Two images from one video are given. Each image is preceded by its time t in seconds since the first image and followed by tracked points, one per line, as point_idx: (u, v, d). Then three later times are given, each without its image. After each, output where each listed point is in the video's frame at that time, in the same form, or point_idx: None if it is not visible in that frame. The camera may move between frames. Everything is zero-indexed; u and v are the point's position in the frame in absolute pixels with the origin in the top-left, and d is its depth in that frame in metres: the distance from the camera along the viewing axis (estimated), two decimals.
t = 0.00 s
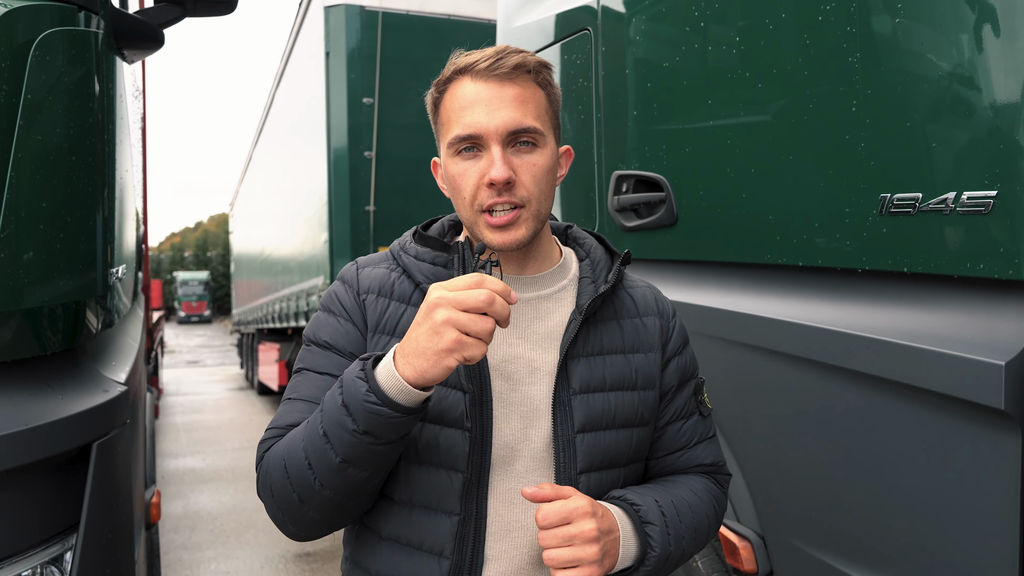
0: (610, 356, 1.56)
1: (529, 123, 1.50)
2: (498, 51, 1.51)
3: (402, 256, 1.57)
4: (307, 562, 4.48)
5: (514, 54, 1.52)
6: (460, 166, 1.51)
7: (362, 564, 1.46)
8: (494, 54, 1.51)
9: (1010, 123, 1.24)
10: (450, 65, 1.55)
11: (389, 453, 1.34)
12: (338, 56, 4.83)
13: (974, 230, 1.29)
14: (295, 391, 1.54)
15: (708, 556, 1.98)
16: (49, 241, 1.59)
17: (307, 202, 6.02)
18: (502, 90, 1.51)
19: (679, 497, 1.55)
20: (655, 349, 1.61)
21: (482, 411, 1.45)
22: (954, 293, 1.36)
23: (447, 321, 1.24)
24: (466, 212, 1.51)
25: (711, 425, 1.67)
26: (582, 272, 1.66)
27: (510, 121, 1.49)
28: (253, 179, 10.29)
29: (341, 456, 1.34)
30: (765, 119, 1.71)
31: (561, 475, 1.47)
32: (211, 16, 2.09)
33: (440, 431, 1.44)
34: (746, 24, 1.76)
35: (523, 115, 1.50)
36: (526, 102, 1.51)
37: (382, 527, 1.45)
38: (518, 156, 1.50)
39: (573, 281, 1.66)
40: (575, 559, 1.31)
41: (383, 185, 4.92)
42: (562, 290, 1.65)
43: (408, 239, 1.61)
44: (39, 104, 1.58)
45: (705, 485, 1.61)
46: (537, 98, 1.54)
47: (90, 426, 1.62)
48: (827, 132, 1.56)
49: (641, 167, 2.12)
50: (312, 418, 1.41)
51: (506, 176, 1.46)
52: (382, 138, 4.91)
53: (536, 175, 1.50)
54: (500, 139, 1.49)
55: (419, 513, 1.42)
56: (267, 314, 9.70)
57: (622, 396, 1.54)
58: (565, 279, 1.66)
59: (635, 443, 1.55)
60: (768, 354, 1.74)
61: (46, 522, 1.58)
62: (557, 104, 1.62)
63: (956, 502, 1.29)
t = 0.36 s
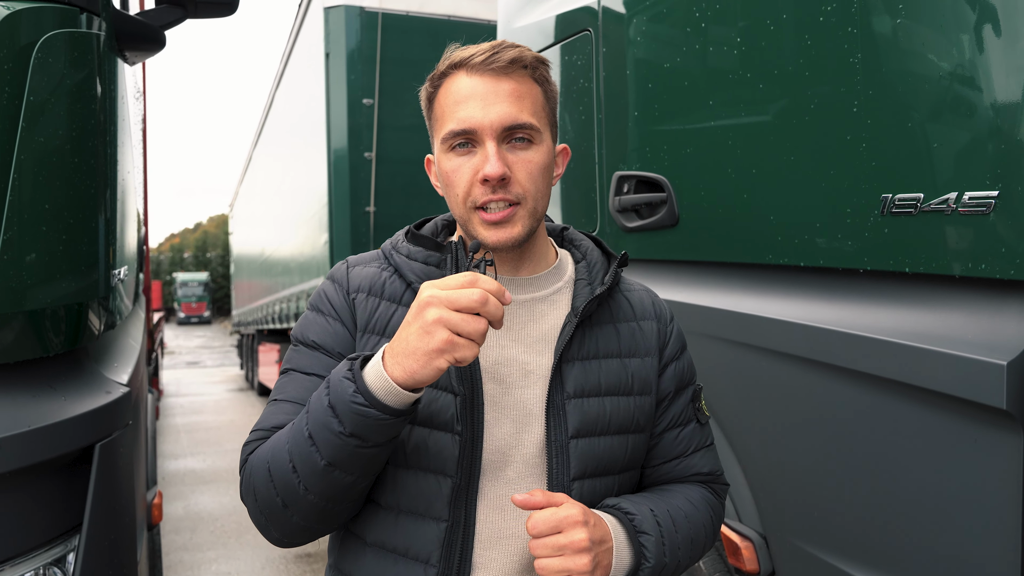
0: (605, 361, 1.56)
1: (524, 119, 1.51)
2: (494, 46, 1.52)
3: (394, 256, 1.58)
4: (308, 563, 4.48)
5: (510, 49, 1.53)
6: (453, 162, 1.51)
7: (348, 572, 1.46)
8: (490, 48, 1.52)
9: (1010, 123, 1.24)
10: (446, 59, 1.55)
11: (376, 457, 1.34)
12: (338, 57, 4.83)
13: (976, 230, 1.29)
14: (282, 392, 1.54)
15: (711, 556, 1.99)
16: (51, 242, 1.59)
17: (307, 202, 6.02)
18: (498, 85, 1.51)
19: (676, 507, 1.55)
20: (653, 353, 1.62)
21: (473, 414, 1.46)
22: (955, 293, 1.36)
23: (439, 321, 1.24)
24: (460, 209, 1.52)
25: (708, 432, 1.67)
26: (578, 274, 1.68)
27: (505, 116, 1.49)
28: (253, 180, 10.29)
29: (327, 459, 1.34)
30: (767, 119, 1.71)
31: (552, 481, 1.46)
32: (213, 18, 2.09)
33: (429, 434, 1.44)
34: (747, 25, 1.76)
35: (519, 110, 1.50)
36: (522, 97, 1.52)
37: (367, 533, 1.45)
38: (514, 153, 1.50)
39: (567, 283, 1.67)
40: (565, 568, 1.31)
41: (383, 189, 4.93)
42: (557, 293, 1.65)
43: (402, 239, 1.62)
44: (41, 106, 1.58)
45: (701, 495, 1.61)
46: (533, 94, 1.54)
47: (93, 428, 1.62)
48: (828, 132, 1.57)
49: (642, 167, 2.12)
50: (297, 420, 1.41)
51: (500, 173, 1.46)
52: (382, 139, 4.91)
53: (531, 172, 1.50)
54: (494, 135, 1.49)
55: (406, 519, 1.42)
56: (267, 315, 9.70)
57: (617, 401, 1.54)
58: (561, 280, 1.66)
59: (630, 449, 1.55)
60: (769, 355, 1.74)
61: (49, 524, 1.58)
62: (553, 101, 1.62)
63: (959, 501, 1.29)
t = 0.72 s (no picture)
0: (605, 360, 1.57)
1: (529, 116, 1.51)
2: (498, 42, 1.52)
3: (390, 255, 1.58)
4: (308, 564, 4.48)
5: (514, 45, 1.53)
6: (455, 158, 1.51)
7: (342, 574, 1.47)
8: (494, 44, 1.52)
9: (1012, 124, 1.24)
10: (449, 55, 1.56)
11: (369, 464, 1.34)
12: (340, 58, 4.83)
13: (978, 231, 1.29)
14: (276, 396, 1.55)
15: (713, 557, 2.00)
16: (54, 243, 1.60)
17: (308, 203, 6.02)
18: (502, 81, 1.51)
19: (680, 510, 1.54)
20: (654, 352, 1.62)
21: (469, 416, 1.47)
22: (957, 294, 1.36)
23: (434, 327, 1.25)
24: (461, 205, 1.51)
25: (713, 432, 1.68)
26: (578, 273, 1.68)
27: (509, 113, 1.49)
28: (254, 181, 10.29)
29: (319, 466, 1.34)
30: (769, 120, 1.72)
31: (552, 482, 1.47)
32: (215, 18, 2.08)
33: (423, 437, 1.44)
34: (749, 26, 1.76)
35: (522, 107, 1.51)
36: (526, 94, 1.52)
37: (361, 537, 1.46)
38: (517, 150, 1.51)
39: (567, 282, 1.67)
40: None
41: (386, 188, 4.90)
42: (555, 291, 1.65)
43: (397, 239, 1.62)
44: (45, 106, 1.58)
45: (706, 498, 1.61)
46: (536, 91, 1.55)
47: (97, 428, 1.63)
48: (830, 133, 1.57)
49: (643, 169, 2.12)
50: (290, 426, 1.42)
51: (504, 169, 1.46)
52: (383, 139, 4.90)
53: (535, 169, 1.50)
54: (498, 131, 1.49)
55: (399, 523, 1.43)
56: (267, 316, 9.70)
57: (617, 402, 1.54)
58: (561, 279, 1.67)
59: (631, 451, 1.55)
60: (771, 356, 1.74)
61: (52, 524, 1.58)
62: (555, 99, 1.63)
63: (961, 502, 1.30)
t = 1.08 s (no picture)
0: (602, 355, 1.57)
1: (512, 121, 1.51)
2: (479, 46, 1.52)
3: (382, 262, 1.59)
4: (310, 564, 4.49)
5: (495, 49, 1.53)
6: (441, 167, 1.52)
7: None
8: (475, 49, 1.52)
9: (1014, 125, 1.24)
10: (429, 62, 1.56)
11: (369, 476, 1.35)
12: (341, 59, 4.84)
13: (981, 232, 1.29)
14: (275, 409, 1.55)
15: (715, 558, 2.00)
16: (58, 244, 1.60)
17: (309, 204, 6.02)
18: (485, 86, 1.52)
19: (701, 487, 1.54)
20: (653, 344, 1.61)
21: (466, 420, 1.46)
22: (960, 295, 1.36)
23: (428, 338, 1.24)
24: (449, 214, 1.51)
25: (722, 421, 1.67)
26: (571, 269, 1.67)
27: (493, 118, 1.50)
28: (255, 182, 10.30)
29: (320, 480, 1.34)
30: (771, 121, 1.72)
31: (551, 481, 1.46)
32: (218, 20, 2.07)
33: (421, 441, 1.45)
34: (751, 27, 1.76)
35: (507, 111, 1.51)
36: (509, 98, 1.52)
37: (363, 544, 1.47)
38: (502, 156, 1.51)
39: (561, 279, 1.67)
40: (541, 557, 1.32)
41: (388, 188, 4.90)
42: (550, 289, 1.65)
43: (390, 245, 1.63)
44: (49, 108, 1.59)
45: (725, 483, 1.59)
46: (520, 95, 1.55)
47: (100, 429, 1.63)
48: (833, 135, 1.57)
49: (645, 170, 2.13)
50: (289, 440, 1.42)
51: (490, 176, 1.46)
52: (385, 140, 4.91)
53: (520, 175, 1.50)
54: (482, 138, 1.49)
55: (400, 529, 1.44)
56: (269, 317, 9.71)
57: (616, 397, 1.54)
58: (553, 277, 1.66)
59: (635, 447, 1.54)
60: (774, 357, 1.74)
61: (56, 525, 1.59)
62: (540, 100, 1.63)
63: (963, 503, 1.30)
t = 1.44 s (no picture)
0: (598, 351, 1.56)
1: (506, 118, 1.51)
2: (470, 46, 1.53)
3: (379, 271, 1.58)
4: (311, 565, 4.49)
5: (487, 48, 1.54)
6: (435, 166, 1.51)
7: None
8: (466, 48, 1.53)
9: (1019, 126, 1.24)
10: (421, 62, 1.56)
11: (362, 485, 1.35)
12: (343, 60, 4.83)
13: (986, 232, 1.29)
14: (277, 420, 1.56)
15: (718, 560, 2.01)
16: (60, 245, 1.60)
17: (311, 205, 6.02)
18: (477, 84, 1.52)
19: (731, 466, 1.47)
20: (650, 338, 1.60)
21: (461, 423, 1.47)
22: (965, 295, 1.36)
23: (405, 346, 1.24)
24: (444, 213, 1.51)
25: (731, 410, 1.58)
26: (567, 267, 1.65)
27: (486, 116, 1.49)
28: (257, 183, 10.31)
29: (313, 490, 1.35)
30: (775, 122, 1.71)
31: (549, 480, 1.45)
32: (221, 21, 2.07)
33: (416, 447, 1.46)
34: (755, 28, 1.76)
35: (499, 109, 1.51)
36: (502, 97, 1.52)
37: (364, 550, 1.47)
38: (496, 153, 1.50)
39: (556, 278, 1.66)
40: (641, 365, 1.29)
41: (390, 190, 4.90)
42: (545, 288, 1.64)
43: (385, 253, 1.63)
44: (51, 109, 1.59)
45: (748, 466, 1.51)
46: (512, 93, 1.55)
47: (102, 430, 1.63)
48: (837, 136, 1.56)
49: (648, 171, 2.12)
50: (287, 451, 1.43)
51: (484, 174, 1.45)
52: (387, 141, 4.90)
53: (515, 172, 1.49)
54: (476, 136, 1.49)
55: (398, 534, 1.44)
56: (270, 318, 9.71)
57: (615, 391, 1.53)
58: (549, 276, 1.65)
59: (640, 440, 1.53)
60: (777, 357, 1.74)
61: (58, 526, 1.58)
62: (530, 100, 1.63)
63: (968, 503, 1.29)
